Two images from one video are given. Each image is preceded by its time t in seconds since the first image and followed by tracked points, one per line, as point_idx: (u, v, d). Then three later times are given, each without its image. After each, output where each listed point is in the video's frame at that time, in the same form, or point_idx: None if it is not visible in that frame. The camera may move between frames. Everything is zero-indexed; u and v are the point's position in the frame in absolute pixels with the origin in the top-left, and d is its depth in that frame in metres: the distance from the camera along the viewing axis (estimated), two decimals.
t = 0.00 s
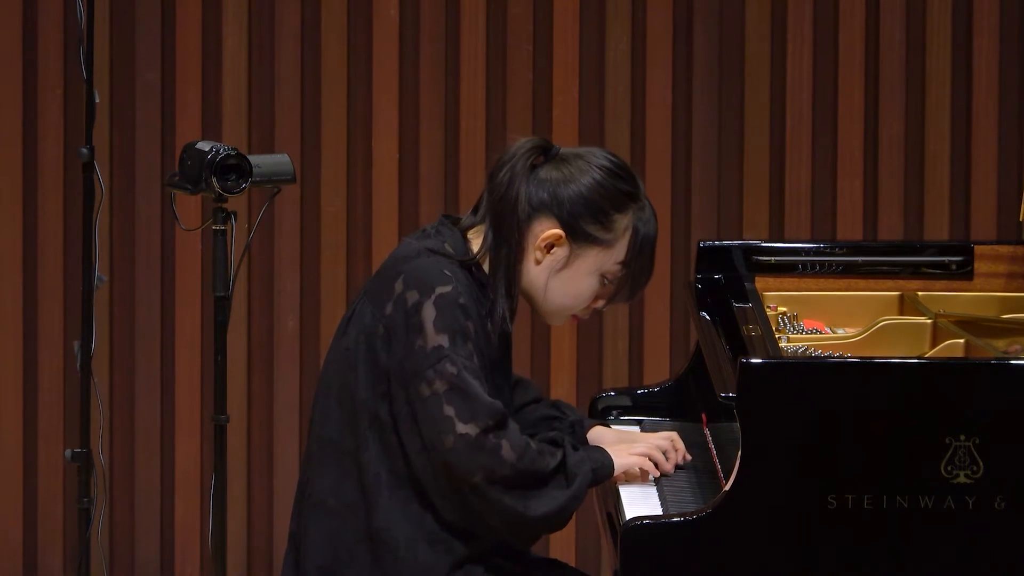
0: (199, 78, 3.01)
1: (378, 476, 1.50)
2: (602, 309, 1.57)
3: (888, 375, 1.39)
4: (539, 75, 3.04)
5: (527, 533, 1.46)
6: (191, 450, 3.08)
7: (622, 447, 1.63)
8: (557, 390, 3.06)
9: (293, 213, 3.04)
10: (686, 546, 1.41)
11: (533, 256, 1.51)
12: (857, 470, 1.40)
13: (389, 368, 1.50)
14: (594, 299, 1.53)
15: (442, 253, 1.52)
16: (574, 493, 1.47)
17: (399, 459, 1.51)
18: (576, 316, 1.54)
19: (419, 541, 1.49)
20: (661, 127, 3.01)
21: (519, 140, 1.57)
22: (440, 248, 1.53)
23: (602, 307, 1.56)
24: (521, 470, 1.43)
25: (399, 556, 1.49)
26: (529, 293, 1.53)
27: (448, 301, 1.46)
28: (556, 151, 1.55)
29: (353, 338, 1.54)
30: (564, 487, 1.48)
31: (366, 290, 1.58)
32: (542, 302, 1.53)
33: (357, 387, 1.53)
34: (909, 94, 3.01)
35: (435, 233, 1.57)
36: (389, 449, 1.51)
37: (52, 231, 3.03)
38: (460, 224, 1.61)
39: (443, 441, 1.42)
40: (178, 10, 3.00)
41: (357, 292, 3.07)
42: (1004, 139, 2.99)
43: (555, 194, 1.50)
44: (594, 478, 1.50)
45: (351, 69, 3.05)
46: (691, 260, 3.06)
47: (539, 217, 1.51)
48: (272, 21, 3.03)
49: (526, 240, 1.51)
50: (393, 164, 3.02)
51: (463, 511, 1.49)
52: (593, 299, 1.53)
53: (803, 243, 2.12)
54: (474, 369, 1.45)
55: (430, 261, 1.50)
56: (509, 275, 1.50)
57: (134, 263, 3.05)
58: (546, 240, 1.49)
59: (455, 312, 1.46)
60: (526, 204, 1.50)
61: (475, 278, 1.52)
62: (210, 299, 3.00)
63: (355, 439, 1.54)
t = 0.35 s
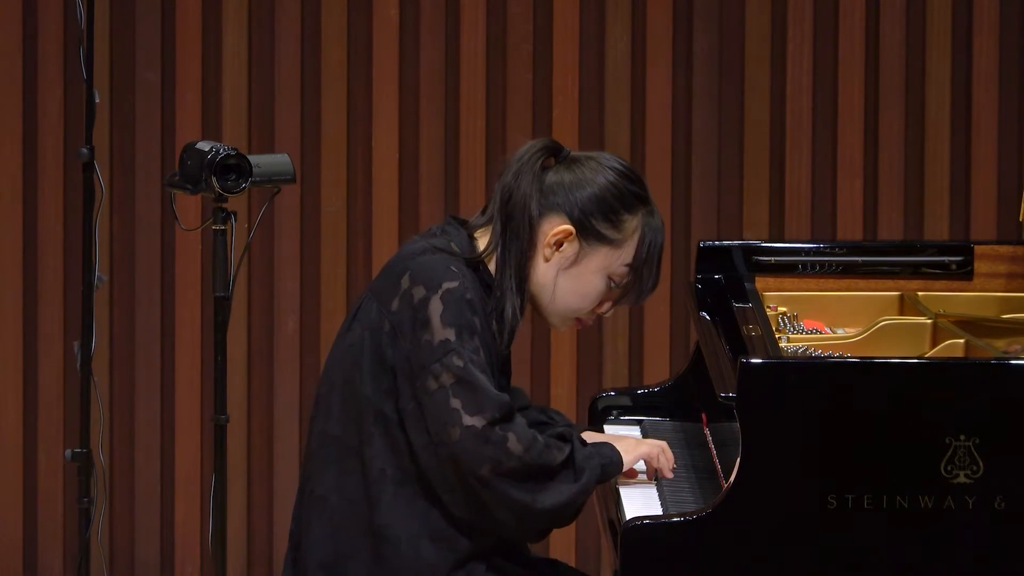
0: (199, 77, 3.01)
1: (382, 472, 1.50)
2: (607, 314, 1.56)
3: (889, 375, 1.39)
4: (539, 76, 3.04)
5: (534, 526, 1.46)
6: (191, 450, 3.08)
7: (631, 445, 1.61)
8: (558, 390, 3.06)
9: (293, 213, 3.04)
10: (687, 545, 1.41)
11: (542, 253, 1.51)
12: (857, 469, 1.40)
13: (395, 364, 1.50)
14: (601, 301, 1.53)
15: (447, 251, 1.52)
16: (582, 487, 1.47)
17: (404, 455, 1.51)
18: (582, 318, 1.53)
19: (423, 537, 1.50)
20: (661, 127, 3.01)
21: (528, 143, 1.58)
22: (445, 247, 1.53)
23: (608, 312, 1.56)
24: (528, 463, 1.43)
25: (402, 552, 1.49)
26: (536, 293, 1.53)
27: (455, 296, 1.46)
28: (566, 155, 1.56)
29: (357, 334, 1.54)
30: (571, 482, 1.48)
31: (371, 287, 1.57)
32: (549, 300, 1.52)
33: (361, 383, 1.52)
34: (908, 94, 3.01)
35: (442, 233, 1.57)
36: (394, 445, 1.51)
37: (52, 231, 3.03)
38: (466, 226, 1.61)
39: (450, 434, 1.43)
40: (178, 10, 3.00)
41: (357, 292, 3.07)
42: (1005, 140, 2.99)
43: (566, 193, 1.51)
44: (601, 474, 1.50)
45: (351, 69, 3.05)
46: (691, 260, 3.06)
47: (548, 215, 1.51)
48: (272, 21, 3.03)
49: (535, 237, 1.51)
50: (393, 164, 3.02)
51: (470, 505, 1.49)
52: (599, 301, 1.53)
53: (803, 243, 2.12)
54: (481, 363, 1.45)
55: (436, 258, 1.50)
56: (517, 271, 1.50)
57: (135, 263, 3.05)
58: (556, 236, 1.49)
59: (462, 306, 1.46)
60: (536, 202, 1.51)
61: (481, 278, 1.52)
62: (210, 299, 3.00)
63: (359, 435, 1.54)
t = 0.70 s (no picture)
0: (199, 77, 3.01)
1: (384, 468, 1.50)
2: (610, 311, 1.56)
3: (889, 375, 1.39)
4: (539, 76, 3.04)
5: (534, 519, 1.45)
6: (191, 451, 3.08)
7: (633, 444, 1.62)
8: (558, 390, 3.06)
9: (293, 213, 3.04)
10: (687, 545, 1.41)
11: (549, 247, 1.50)
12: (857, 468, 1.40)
13: (398, 358, 1.50)
14: (606, 297, 1.53)
15: (452, 247, 1.52)
16: (581, 483, 1.45)
17: (407, 450, 1.51)
18: (587, 314, 1.53)
19: (425, 533, 1.50)
20: (661, 127, 3.01)
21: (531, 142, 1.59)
22: (450, 243, 1.53)
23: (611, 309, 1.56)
24: (529, 456, 1.43)
25: (403, 548, 1.50)
26: (542, 288, 1.52)
27: (459, 289, 1.46)
28: (570, 153, 1.57)
29: (361, 329, 1.54)
30: (572, 477, 1.47)
31: (376, 283, 1.57)
32: (555, 296, 1.52)
33: (365, 378, 1.52)
34: (908, 95, 3.01)
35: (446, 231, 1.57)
36: (398, 440, 1.51)
37: (52, 231, 3.03)
38: (470, 224, 1.61)
39: (451, 426, 1.42)
40: (178, 10, 3.00)
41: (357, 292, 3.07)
42: (1005, 140, 2.99)
43: (572, 188, 1.51)
44: (602, 471, 1.49)
45: (351, 69, 3.05)
46: (691, 260, 3.06)
47: (555, 209, 1.51)
48: (271, 21, 3.03)
49: (542, 231, 1.50)
50: (393, 164, 3.02)
51: (471, 501, 1.49)
52: (604, 297, 1.53)
53: (803, 243, 2.12)
54: (483, 355, 1.45)
55: (441, 253, 1.50)
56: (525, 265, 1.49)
57: (135, 263, 3.05)
58: (564, 229, 1.48)
59: (465, 300, 1.46)
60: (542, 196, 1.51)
61: (485, 275, 1.52)
62: (210, 299, 3.01)
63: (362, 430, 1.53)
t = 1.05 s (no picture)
0: (199, 78, 3.01)
1: (386, 463, 1.50)
2: (613, 301, 1.56)
3: (889, 375, 1.39)
4: (539, 75, 3.04)
5: (535, 512, 1.45)
6: (192, 451, 3.08)
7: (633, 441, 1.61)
8: (557, 390, 3.06)
9: (293, 213, 3.04)
10: (687, 545, 1.41)
11: (551, 239, 1.50)
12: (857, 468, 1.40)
13: (399, 352, 1.50)
14: (610, 286, 1.53)
15: (452, 242, 1.52)
16: (581, 476, 1.45)
17: (409, 445, 1.50)
18: (592, 305, 1.54)
19: (427, 529, 1.50)
20: (661, 128, 3.01)
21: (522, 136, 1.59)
22: (449, 238, 1.53)
23: (614, 299, 1.56)
24: (529, 447, 1.42)
25: (405, 544, 1.49)
26: (545, 281, 1.52)
27: (458, 281, 1.46)
28: (562, 145, 1.57)
29: (362, 325, 1.54)
30: (572, 470, 1.47)
31: (376, 280, 1.57)
32: (560, 287, 1.52)
33: (366, 374, 1.52)
34: (908, 94, 3.00)
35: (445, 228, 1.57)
36: (399, 435, 1.51)
37: (52, 231, 3.03)
38: (467, 221, 1.60)
39: (451, 417, 1.42)
40: (178, 10, 3.00)
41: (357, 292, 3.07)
42: (1005, 140, 2.99)
43: (570, 178, 1.51)
44: (602, 467, 1.49)
45: (351, 68, 3.04)
46: (691, 260, 3.06)
47: (554, 201, 1.51)
48: (272, 21, 3.03)
49: (543, 223, 1.50)
50: (393, 164, 3.02)
51: (472, 495, 1.48)
52: (608, 286, 1.53)
53: (803, 243, 2.12)
54: (483, 347, 1.45)
55: (441, 247, 1.50)
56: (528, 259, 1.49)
57: (135, 263, 3.05)
58: (566, 220, 1.48)
59: (465, 292, 1.45)
60: (541, 188, 1.51)
61: (486, 271, 1.53)
62: (210, 299, 3.01)
63: (363, 426, 1.53)
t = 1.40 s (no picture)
0: (199, 78, 3.01)
1: (388, 461, 1.50)
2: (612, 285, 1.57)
3: (889, 375, 1.39)
4: (539, 75, 3.04)
5: (539, 508, 1.45)
6: (191, 450, 3.08)
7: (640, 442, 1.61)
8: (557, 390, 3.06)
9: (293, 213, 3.04)
10: (687, 545, 1.41)
11: (548, 229, 1.51)
12: (858, 468, 1.40)
13: (399, 350, 1.50)
14: (609, 271, 1.54)
15: (448, 239, 1.52)
16: (585, 470, 1.46)
17: (410, 442, 1.50)
18: (593, 291, 1.54)
19: (429, 526, 1.50)
20: (661, 128, 3.01)
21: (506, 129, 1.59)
22: (446, 235, 1.53)
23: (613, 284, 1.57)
24: (532, 442, 1.43)
25: (407, 542, 1.49)
26: (545, 271, 1.53)
27: (458, 277, 1.46)
28: (546, 134, 1.57)
29: (360, 325, 1.54)
30: (575, 465, 1.47)
31: (373, 280, 1.57)
32: (561, 277, 1.52)
33: (366, 373, 1.52)
34: (907, 94, 3.00)
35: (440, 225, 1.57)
36: (399, 432, 1.51)
37: (52, 231, 3.03)
38: (461, 218, 1.60)
39: (454, 413, 1.43)
40: (178, 10, 3.00)
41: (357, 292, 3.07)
42: (1005, 141, 2.99)
43: (561, 167, 1.51)
44: (605, 463, 1.49)
45: (352, 68, 3.04)
46: (691, 260, 3.06)
47: (547, 191, 1.51)
48: (272, 21, 3.03)
49: (539, 214, 1.51)
50: (393, 164, 3.02)
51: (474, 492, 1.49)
52: (607, 271, 1.54)
53: (803, 243, 2.12)
54: (484, 343, 1.45)
55: (439, 244, 1.51)
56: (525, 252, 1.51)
57: (135, 263, 3.05)
58: (562, 209, 1.49)
59: (465, 288, 1.46)
60: (533, 180, 1.51)
61: (483, 265, 1.52)
62: (210, 299, 3.01)
63: (364, 425, 1.53)
